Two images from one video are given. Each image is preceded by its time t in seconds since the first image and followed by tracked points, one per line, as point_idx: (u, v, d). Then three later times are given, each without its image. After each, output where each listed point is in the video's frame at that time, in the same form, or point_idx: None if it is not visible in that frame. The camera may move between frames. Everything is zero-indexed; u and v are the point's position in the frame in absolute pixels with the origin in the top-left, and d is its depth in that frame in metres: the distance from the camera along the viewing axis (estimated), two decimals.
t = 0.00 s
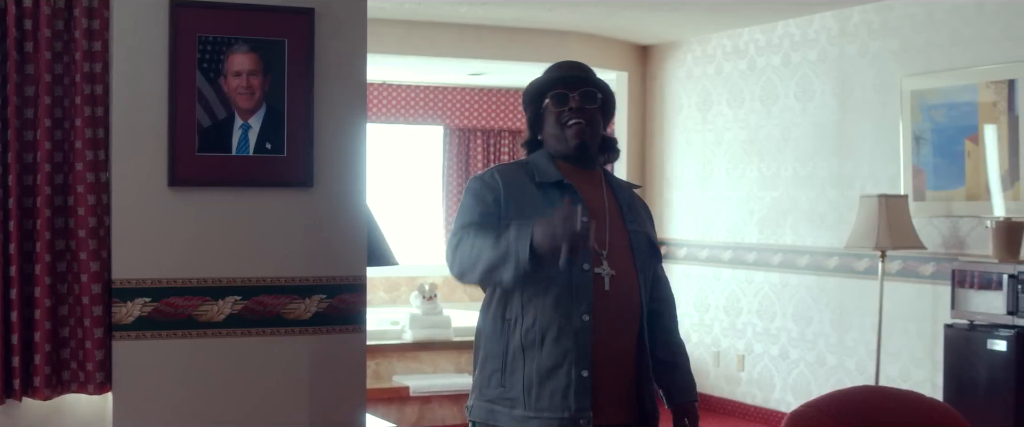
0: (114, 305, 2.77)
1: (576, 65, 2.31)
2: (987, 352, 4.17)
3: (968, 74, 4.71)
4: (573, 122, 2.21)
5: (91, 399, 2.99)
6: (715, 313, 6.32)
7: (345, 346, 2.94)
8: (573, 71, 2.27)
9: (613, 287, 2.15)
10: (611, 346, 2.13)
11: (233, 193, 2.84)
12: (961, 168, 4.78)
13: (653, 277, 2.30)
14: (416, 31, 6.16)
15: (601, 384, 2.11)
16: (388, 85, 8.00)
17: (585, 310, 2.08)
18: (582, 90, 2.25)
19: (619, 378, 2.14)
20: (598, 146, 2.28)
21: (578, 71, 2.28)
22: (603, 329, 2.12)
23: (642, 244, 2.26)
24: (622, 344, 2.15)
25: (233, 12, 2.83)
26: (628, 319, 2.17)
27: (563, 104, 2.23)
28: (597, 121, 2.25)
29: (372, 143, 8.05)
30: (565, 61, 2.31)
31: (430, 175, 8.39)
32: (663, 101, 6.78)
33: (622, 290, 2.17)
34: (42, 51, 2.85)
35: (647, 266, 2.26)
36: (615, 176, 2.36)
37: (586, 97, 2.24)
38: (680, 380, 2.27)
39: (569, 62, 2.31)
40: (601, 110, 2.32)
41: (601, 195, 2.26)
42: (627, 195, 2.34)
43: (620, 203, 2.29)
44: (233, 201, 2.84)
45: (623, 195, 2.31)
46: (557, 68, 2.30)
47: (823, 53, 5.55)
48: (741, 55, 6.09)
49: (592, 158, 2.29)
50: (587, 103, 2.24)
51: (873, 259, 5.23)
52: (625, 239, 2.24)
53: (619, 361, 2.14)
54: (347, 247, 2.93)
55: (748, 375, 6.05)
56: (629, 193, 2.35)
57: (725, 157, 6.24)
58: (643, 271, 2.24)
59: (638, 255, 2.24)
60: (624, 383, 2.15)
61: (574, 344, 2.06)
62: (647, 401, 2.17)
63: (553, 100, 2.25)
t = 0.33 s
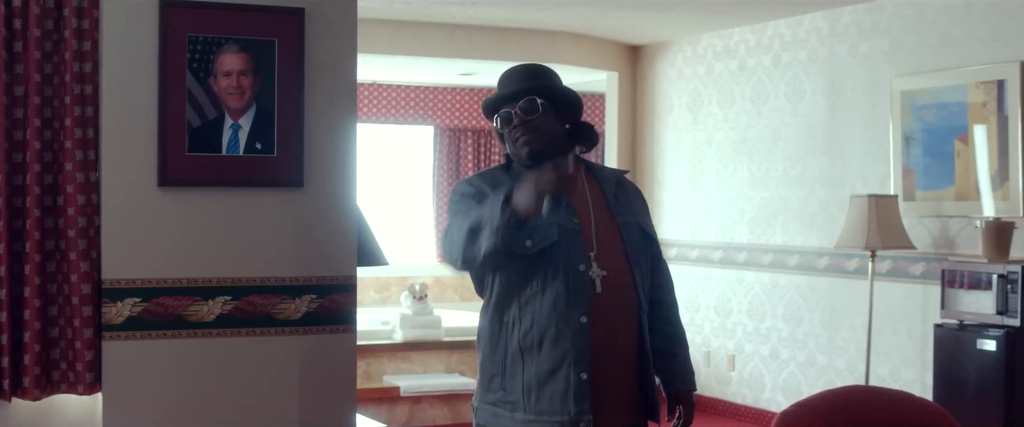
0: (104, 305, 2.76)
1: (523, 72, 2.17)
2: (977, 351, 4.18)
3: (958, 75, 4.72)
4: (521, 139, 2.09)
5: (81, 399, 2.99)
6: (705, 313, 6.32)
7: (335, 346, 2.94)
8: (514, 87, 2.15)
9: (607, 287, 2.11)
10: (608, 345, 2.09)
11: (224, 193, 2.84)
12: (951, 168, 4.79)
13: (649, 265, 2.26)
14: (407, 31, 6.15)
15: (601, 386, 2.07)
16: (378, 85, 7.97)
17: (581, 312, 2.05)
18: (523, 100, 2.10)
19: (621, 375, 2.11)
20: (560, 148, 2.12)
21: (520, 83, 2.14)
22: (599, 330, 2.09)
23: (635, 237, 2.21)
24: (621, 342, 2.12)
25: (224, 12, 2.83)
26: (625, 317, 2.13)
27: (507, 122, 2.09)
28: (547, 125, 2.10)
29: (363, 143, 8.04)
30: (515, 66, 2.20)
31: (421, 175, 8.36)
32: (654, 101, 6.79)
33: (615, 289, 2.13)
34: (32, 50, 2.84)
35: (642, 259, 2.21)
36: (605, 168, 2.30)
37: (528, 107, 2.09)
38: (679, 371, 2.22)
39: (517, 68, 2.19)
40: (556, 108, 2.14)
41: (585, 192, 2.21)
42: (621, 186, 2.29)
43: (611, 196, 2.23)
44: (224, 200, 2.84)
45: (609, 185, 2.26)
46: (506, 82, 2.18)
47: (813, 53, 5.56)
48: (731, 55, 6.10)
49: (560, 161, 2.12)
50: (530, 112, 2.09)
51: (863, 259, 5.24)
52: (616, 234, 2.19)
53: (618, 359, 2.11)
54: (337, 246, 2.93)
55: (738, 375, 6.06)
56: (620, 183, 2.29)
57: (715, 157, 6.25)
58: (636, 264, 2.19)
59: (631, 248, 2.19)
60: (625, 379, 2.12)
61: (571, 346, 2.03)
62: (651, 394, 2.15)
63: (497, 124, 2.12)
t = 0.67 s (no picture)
0: (99, 305, 2.76)
1: (597, 71, 2.19)
2: (972, 351, 4.18)
3: (952, 75, 4.72)
4: (582, 130, 2.10)
5: (76, 399, 2.98)
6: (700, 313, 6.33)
7: (330, 346, 2.94)
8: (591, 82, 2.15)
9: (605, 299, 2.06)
10: (603, 355, 2.04)
11: (219, 193, 2.84)
12: (945, 168, 4.79)
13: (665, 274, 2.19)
14: (402, 31, 6.16)
15: (592, 398, 2.02)
16: (373, 84, 7.65)
17: (562, 323, 2.00)
18: (600, 98, 2.14)
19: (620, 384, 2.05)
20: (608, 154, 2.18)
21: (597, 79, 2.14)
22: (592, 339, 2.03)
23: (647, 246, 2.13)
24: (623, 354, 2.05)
25: (219, 12, 2.83)
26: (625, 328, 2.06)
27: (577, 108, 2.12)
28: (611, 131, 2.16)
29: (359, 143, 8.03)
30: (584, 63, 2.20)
31: (415, 179, 7.93)
32: (649, 101, 6.79)
33: (617, 297, 2.07)
34: (27, 50, 2.84)
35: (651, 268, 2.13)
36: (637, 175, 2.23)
37: (601, 105, 2.14)
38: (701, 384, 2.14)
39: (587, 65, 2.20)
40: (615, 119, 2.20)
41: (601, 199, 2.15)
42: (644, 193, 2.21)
43: (630, 201, 2.16)
44: (219, 200, 2.84)
45: (628, 190, 2.18)
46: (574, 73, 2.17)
47: (808, 53, 5.56)
48: (726, 55, 6.10)
49: (603, 165, 2.17)
50: (603, 112, 2.14)
51: (858, 259, 5.24)
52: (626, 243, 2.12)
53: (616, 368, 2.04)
54: (332, 246, 2.93)
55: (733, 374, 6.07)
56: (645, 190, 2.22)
57: (710, 157, 6.25)
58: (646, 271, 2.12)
59: (643, 259, 2.12)
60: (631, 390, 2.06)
61: (553, 356, 2.00)
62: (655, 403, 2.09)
63: (566, 104, 2.14)
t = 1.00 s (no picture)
0: (92, 305, 2.76)
1: (623, 82, 2.33)
2: (965, 351, 4.18)
3: (946, 75, 4.72)
4: (583, 144, 2.29)
5: (69, 400, 2.98)
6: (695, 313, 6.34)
7: (324, 346, 2.94)
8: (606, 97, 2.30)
9: (582, 294, 2.21)
10: (567, 346, 2.18)
11: (212, 193, 2.83)
12: (938, 168, 4.79)
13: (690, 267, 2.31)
14: (396, 31, 6.15)
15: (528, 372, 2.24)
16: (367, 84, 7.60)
17: (488, 301, 2.33)
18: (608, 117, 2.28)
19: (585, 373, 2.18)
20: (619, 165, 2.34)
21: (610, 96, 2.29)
22: (556, 329, 2.20)
23: (661, 246, 2.24)
24: (603, 344, 2.19)
25: (212, 12, 2.82)
26: (595, 322, 2.19)
27: (585, 123, 2.29)
28: (618, 150, 2.30)
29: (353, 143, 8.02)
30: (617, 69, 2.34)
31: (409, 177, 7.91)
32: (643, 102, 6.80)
33: (596, 291, 2.21)
34: (20, 50, 2.83)
35: (659, 268, 2.24)
36: (665, 167, 2.36)
37: (608, 125, 2.28)
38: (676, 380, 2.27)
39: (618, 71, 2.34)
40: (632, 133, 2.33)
41: (605, 195, 2.31)
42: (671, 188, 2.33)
43: (643, 201, 2.29)
44: (213, 199, 2.84)
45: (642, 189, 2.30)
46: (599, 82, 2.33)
47: (802, 53, 5.57)
48: (720, 55, 6.10)
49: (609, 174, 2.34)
50: (609, 132, 2.28)
51: (852, 259, 5.24)
52: (629, 237, 2.26)
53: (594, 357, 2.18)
54: (326, 246, 2.93)
55: (728, 374, 6.07)
56: (669, 189, 2.33)
57: (704, 157, 6.26)
58: (654, 272, 2.23)
59: (655, 258, 2.24)
60: (611, 377, 2.20)
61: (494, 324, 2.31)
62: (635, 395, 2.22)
63: (579, 117, 2.31)
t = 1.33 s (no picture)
0: (90, 305, 2.76)
1: (582, 76, 2.38)
2: (962, 351, 4.18)
3: (943, 75, 4.72)
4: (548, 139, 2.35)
5: (66, 400, 2.97)
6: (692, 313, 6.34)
7: (321, 346, 2.94)
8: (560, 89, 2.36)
9: (581, 294, 2.25)
10: (561, 345, 2.24)
11: (210, 192, 2.84)
12: (936, 168, 4.79)
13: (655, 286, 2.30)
14: (394, 30, 6.15)
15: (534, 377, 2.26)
16: (365, 84, 7.61)
17: (512, 310, 2.33)
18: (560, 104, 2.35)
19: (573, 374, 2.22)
20: (593, 149, 2.36)
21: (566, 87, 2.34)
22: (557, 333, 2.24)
23: (618, 254, 2.26)
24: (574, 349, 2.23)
25: (210, 12, 2.82)
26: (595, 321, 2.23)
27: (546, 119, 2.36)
28: (579, 131, 2.33)
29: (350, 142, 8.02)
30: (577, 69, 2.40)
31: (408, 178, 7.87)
32: (640, 102, 6.80)
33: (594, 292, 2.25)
34: (16, 50, 2.83)
35: (622, 275, 2.25)
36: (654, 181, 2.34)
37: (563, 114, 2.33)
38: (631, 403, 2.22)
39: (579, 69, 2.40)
40: (593, 115, 2.34)
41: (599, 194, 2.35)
42: (649, 200, 2.31)
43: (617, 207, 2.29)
44: (210, 199, 2.84)
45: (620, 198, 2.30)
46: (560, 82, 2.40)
47: (799, 53, 5.57)
48: (717, 54, 6.10)
49: (590, 161, 2.37)
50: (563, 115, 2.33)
51: (849, 259, 5.24)
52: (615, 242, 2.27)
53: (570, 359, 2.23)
54: (323, 246, 2.92)
55: (725, 374, 6.07)
56: (649, 201, 2.31)
57: (701, 157, 6.26)
58: (616, 279, 2.24)
59: (612, 265, 2.25)
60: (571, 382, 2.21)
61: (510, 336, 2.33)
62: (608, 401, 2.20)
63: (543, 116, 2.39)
